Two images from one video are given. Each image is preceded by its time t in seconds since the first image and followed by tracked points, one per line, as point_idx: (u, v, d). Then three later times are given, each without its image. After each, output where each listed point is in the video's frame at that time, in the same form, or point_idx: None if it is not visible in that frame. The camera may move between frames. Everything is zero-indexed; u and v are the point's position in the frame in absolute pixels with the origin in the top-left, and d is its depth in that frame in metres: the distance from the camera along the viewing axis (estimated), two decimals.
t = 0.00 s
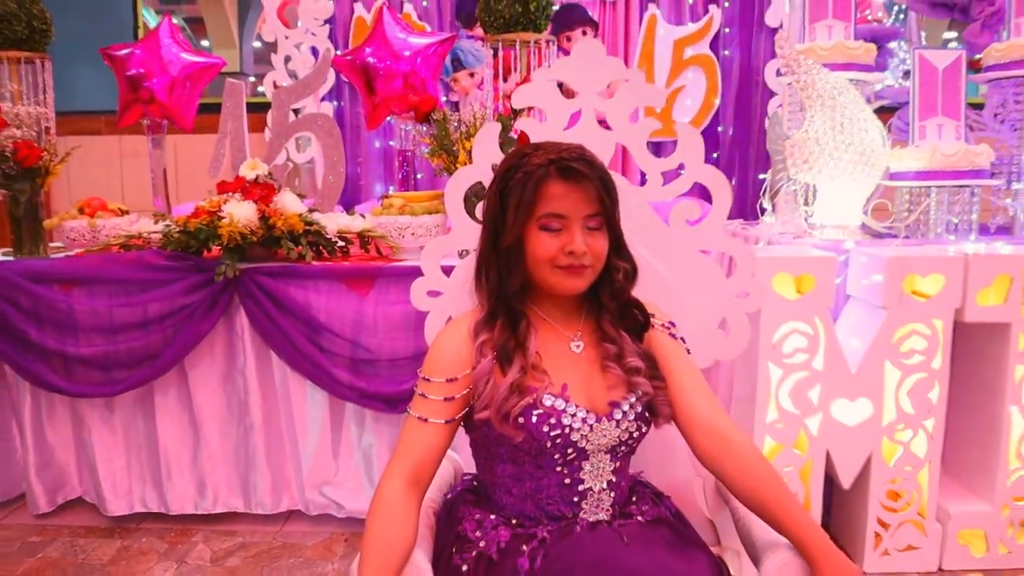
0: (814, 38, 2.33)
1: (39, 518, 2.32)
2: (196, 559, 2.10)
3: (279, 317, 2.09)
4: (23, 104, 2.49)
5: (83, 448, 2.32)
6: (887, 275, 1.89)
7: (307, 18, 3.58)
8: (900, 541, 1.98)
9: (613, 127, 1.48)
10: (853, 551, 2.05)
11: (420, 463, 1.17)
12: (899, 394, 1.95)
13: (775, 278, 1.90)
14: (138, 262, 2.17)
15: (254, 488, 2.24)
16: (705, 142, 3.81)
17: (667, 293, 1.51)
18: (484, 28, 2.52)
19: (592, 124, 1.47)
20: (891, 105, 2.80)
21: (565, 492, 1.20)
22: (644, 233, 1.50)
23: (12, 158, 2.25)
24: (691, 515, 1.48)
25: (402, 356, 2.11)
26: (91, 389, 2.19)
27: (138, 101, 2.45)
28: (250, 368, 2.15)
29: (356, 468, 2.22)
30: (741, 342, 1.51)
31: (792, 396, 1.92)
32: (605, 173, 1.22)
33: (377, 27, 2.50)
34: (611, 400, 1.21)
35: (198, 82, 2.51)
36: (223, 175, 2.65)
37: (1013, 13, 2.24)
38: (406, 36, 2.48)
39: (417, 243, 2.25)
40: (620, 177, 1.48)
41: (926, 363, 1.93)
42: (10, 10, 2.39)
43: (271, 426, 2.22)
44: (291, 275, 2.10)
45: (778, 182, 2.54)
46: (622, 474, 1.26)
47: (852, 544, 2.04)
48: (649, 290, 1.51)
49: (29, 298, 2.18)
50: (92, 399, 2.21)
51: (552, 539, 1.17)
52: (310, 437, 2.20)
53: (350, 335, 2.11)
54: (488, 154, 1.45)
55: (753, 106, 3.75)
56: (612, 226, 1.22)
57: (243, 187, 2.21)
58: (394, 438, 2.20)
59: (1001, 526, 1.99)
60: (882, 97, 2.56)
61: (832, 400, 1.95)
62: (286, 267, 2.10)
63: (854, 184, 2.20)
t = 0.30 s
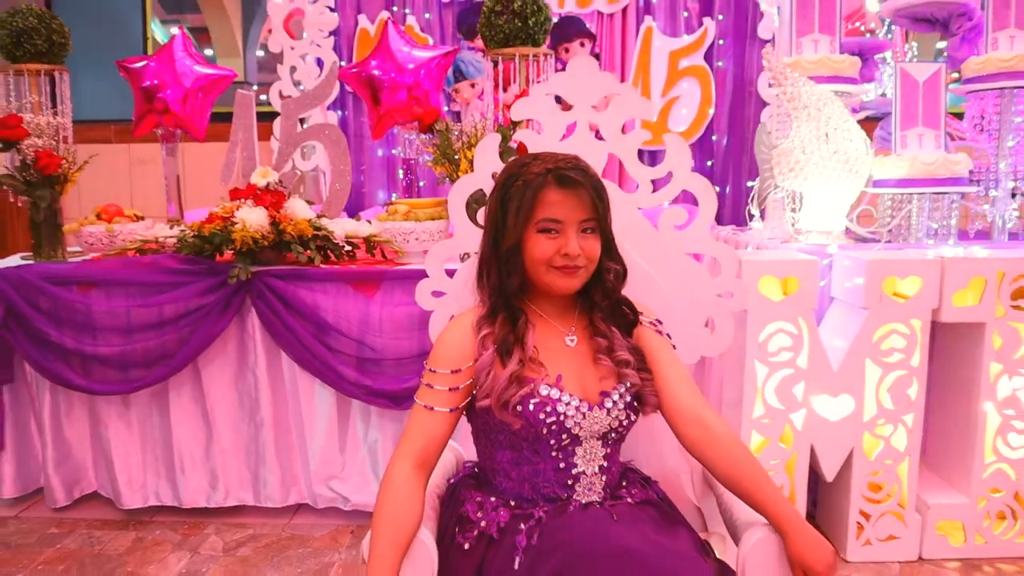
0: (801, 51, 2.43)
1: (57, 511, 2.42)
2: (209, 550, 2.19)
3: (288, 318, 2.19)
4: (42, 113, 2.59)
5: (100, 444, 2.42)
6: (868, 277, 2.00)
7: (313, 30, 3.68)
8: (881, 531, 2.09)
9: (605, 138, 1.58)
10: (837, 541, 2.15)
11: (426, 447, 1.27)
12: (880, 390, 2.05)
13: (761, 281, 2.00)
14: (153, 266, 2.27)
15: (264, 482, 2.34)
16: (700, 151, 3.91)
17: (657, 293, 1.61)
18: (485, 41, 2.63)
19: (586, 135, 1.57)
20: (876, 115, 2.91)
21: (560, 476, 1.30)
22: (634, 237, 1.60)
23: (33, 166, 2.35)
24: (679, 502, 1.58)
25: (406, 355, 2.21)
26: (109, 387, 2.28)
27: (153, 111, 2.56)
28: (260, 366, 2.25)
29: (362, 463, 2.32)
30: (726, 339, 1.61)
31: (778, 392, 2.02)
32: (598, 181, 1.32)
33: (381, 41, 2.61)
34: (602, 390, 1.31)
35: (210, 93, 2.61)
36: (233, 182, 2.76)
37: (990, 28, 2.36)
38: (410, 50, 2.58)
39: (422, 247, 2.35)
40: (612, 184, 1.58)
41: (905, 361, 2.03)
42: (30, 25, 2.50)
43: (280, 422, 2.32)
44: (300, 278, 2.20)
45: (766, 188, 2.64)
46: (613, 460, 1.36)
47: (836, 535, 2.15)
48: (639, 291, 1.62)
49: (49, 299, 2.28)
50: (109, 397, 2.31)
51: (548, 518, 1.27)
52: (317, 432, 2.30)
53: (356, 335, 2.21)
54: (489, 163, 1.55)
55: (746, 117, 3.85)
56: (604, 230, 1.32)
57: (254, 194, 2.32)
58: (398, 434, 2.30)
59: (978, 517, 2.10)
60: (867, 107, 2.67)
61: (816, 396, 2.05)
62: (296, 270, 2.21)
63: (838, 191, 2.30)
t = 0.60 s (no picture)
0: (782, 60, 2.56)
1: (77, 497, 2.54)
2: (222, 531, 2.32)
3: (297, 312, 2.32)
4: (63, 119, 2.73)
5: (119, 433, 2.55)
6: (843, 273, 2.13)
7: (319, 39, 3.84)
8: (858, 513, 2.21)
9: (595, 142, 1.72)
10: (817, 523, 2.28)
11: (430, 422, 1.40)
12: (855, 380, 2.18)
13: (743, 277, 2.13)
14: (170, 263, 2.40)
15: (274, 469, 2.46)
16: (692, 156, 4.06)
17: (642, 285, 1.76)
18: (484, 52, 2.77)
19: (577, 140, 1.71)
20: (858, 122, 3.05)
21: (551, 449, 1.42)
22: (620, 233, 1.75)
23: (56, 170, 2.49)
24: (664, 481, 1.71)
25: (409, 348, 2.34)
26: (127, 378, 2.41)
27: (168, 118, 2.69)
28: (271, 358, 2.38)
29: (367, 451, 2.44)
30: (707, 329, 1.75)
31: (759, 381, 2.15)
32: (587, 181, 1.45)
33: (386, 51, 2.75)
34: (590, 371, 1.45)
35: (222, 100, 2.75)
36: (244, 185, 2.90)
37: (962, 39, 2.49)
38: (413, 59, 2.72)
39: (425, 246, 2.48)
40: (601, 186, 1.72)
41: (878, 352, 2.16)
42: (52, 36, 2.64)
43: (290, 412, 2.45)
44: (310, 275, 2.33)
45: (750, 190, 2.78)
46: (601, 436, 1.49)
47: (815, 517, 2.27)
48: (625, 284, 1.76)
49: (72, 295, 2.42)
50: (128, 388, 2.43)
51: (540, 487, 1.40)
52: (325, 422, 2.43)
53: (362, 328, 2.34)
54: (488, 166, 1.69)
55: (737, 121, 3.98)
56: (592, 226, 1.46)
57: (266, 196, 2.47)
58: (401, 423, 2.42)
59: (949, 500, 2.23)
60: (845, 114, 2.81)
61: (795, 385, 2.18)
62: (305, 267, 2.34)
63: (817, 194, 2.44)
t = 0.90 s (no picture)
0: (764, 67, 2.71)
1: (96, 480, 2.69)
2: (236, 510, 2.47)
3: (306, 303, 2.47)
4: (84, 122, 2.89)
5: (137, 419, 2.70)
6: (817, 267, 2.28)
7: (323, 46, 3.96)
8: (833, 492, 2.36)
9: (584, 144, 1.87)
10: (796, 502, 2.43)
11: (433, 395, 1.55)
12: (829, 366, 2.32)
13: (724, 270, 2.28)
14: (187, 258, 2.55)
15: (284, 452, 2.61)
16: (683, 158, 4.27)
17: (627, 275, 1.91)
18: (482, 60, 2.91)
19: (567, 142, 1.86)
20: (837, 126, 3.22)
21: (543, 421, 1.57)
22: (607, 227, 1.91)
23: (80, 170, 2.64)
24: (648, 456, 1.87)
25: (412, 337, 2.48)
26: (146, 366, 2.55)
27: (184, 122, 2.85)
28: (282, 348, 2.53)
29: (372, 435, 2.59)
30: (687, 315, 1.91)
31: (739, 367, 2.31)
32: (575, 178, 1.60)
33: (390, 59, 2.91)
34: (578, 350, 1.60)
35: (235, 105, 2.90)
36: (255, 186, 3.05)
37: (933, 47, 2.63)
38: (415, 67, 2.87)
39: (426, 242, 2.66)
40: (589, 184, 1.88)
41: (851, 340, 2.31)
42: (75, 45, 2.80)
43: (299, 398, 2.60)
44: (319, 269, 2.49)
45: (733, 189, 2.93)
46: (588, 411, 1.63)
47: (794, 496, 2.42)
48: (612, 274, 1.92)
49: (94, 288, 2.57)
50: (147, 375, 2.58)
51: (533, 455, 1.55)
52: (333, 408, 2.58)
53: (367, 319, 2.49)
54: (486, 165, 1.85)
55: (727, 125, 4.22)
56: (580, 219, 1.60)
57: (278, 195, 2.63)
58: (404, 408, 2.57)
59: (918, 479, 2.38)
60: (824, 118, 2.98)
61: (773, 370, 2.33)
62: (314, 262, 2.49)
63: (796, 193, 2.59)
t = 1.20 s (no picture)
0: (748, 71, 2.86)
1: (116, 462, 2.84)
2: (250, 488, 2.62)
3: (316, 293, 2.62)
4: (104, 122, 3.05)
5: (155, 403, 2.85)
6: (795, 258, 2.44)
7: (329, 49, 4.13)
8: (811, 469, 2.51)
9: (576, 143, 2.02)
10: (777, 480, 2.58)
11: (436, 371, 1.71)
12: (807, 351, 2.48)
13: (708, 261, 2.44)
14: (203, 251, 2.71)
15: (295, 435, 2.77)
16: (676, 158, 4.45)
17: (616, 264, 2.07)
18: (482, 65, 3.07)
19: (559, 140, 2.01)
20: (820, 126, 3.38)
21: (536, 394, 1.72)
22: (596, 219, 2.06)
23: (102, 168, 2.80)
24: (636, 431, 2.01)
25: (416, 325, 2.64)
26: (164, 353, 2.70)
27: (199, 123, 3.00)
28: (293, 335, 2.69)
29: (378, 418, 2.74)
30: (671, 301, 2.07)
31: (722, 352, 2.46)
32: (566, 173, 1.75)
33: (395, 64, 3.06)
34: (569, 330, 1.75)
35: (247, 106, 3.04)
36: (266, 184, 3.21)
37: (908, 51, 2.77)
38: (418, 71, 3.03)
39: (427, 235, 2.79)
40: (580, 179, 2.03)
41: (827, 327, 2.46)
42: (96, 49, 2.95)
43: (309, 384, 2.76)
44: (327, 261, 2.64)
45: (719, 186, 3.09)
46: (578, 386, 1.78)
47: (775, 475, 2.58)
48: (602, 263, 2.07)
49: (115, 279, 2.73)
50: (164, 362, 2.73)
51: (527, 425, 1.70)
52: (341, 392, 2.73)
53: (374, 308, 2.64)
54: (484, 162, 2.00)
55: (717, 125, 4.37)
56: (570, 210, 1.76)
57: (289, 191, 2.81)
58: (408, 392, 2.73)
59: (891, 458, 2.53)
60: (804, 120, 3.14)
61: (754, 356, 2.49)
62: (323, 254, 2.65)
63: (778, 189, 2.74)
